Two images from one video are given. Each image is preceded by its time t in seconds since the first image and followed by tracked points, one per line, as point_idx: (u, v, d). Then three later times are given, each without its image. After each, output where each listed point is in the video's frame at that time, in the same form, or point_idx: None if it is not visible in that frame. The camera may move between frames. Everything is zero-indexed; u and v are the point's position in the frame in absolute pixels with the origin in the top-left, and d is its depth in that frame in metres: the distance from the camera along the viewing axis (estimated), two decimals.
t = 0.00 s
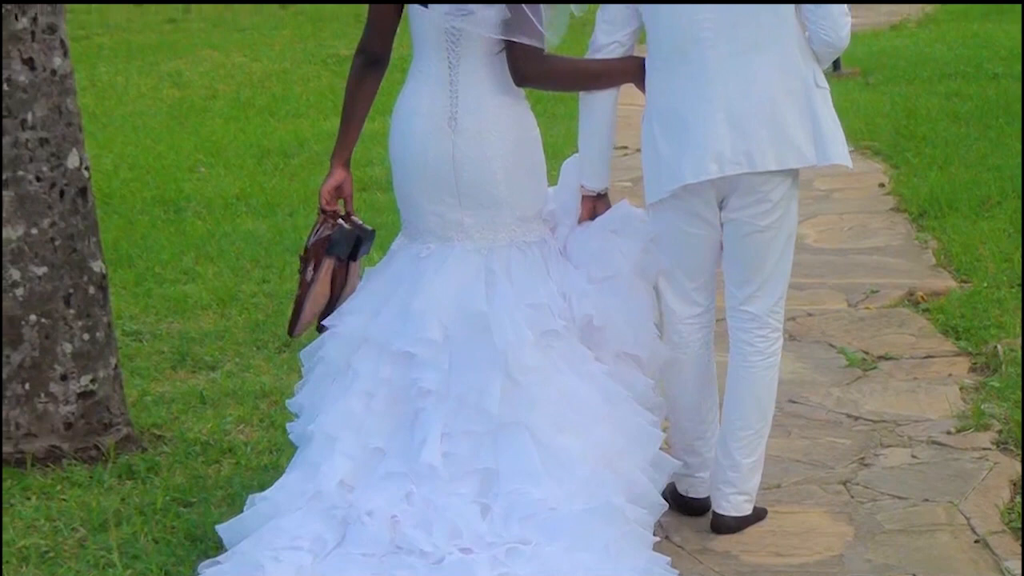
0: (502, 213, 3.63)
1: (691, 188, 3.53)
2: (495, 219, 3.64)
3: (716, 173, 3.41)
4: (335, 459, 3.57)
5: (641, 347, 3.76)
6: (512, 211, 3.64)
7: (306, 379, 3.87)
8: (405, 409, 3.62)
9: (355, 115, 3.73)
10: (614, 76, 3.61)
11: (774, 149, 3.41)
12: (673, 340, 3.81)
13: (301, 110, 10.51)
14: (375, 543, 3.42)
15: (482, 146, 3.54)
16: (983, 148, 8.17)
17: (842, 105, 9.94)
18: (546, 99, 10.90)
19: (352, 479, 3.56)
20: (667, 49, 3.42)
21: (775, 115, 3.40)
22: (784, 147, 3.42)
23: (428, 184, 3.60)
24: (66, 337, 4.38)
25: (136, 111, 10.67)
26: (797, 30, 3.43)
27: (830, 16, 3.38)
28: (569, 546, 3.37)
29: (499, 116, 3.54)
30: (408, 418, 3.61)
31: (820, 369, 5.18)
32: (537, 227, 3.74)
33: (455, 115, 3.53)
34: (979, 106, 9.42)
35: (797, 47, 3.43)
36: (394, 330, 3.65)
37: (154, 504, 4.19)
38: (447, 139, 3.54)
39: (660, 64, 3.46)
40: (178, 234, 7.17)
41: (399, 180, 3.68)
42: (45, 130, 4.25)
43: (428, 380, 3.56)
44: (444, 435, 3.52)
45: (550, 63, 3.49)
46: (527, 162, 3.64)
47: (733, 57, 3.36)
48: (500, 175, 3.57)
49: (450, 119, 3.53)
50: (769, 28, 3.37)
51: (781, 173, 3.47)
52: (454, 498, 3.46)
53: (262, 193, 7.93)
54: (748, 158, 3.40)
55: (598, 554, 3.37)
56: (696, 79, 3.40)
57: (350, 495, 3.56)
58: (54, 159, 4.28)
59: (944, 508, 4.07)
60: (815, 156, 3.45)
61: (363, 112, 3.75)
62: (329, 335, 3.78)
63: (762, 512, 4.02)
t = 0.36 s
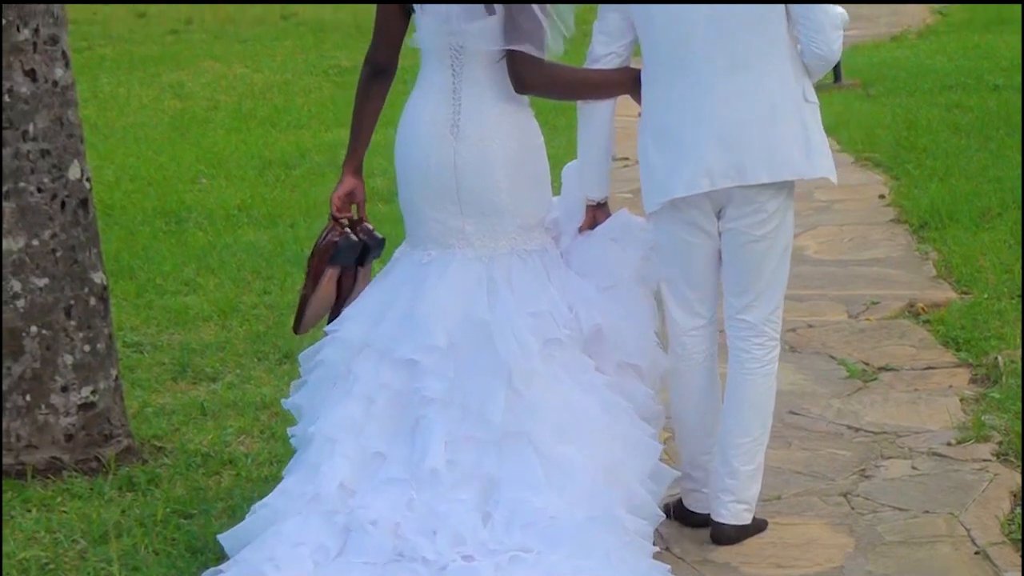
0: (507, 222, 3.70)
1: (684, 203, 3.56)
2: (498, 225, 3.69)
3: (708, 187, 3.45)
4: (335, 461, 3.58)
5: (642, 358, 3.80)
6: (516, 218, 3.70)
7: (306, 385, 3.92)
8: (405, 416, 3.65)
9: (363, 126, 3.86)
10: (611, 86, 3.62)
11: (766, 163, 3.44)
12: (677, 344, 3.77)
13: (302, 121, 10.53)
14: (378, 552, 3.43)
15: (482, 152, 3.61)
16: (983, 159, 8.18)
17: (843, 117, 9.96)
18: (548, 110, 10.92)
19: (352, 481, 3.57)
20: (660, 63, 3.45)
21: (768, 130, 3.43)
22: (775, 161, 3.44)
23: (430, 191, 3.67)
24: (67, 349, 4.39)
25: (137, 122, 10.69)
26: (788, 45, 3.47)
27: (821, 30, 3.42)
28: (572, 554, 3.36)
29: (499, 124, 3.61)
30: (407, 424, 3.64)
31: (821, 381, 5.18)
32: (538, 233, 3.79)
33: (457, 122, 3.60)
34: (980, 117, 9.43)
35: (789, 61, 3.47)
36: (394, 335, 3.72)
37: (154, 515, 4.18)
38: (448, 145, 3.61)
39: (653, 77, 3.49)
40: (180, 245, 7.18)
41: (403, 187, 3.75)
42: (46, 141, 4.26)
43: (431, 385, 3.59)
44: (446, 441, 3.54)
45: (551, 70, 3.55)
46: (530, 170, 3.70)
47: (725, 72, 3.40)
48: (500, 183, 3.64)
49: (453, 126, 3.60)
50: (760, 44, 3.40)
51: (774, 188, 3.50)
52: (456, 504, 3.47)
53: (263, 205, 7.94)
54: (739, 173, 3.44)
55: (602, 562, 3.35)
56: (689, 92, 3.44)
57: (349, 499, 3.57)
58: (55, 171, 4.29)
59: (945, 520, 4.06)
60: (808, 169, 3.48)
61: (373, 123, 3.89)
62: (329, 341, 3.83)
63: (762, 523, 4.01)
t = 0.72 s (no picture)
0: (511, 242, 3.72)
1: (668, 220, 3.61)
2: (501, 243, 3.71)
3: (695, 206, 3.50)
4: (336, 472, 3.60)
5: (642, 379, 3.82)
6: (518, 238, 3.72)
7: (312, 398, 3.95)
8: (406, 432, 3.66)
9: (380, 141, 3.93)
10: (608, 107, 3.62)
11: (751, 182, 3.47)
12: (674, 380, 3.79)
13: (301, 140, 10.56)
14: (377, 569, 3.43)
15: (485, 170, 3.62)
16: (981, 178, 8.20)
17: (842, 136, 9.98)
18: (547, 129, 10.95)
19: (352, 491, 3.59)
20: (649, 82, 3.52)
21: (752, 148, 3.47)
22: (759, 179, 3.47)
23: (433, 208, 3.69)
24: (65, 368, 4.39)
25: (137, 141, 10.72)
26: (773, 63, 3.49)
27: (804, 48, 3.42)
28: None
29: (502, 142, 3.63)
30: (407, 438, 3.65)
31: (819, 400, 5.18)
32: (540, 256, 3.81)
33: (461, 140, 3.62)
34: (978, 136, 9.45)
35: (773, 78, 3.49)
36: (397, 351, 3.72)
37: (152, 535, 4.18)
38: (451, 163, 3.63)
39: (642, 95, 3.55)
40: (179, 264, 7.20)
41: (409, 206, 3.77)
42: (45, 160, 4.27)
43: (432, 400, 3.60)
44: (446, 457, 3.55)
45: (553, 90, 3.56)
46: (535, 189, 3.72)
47: (711, 90, 3.46)
48: (502, 202, 3.66)
49: (457, 144, 3.63)
50: (745, 61, 3.44)
51: (759, 208, 3.54)
52: (456, 521, 3.48)
53: (262, 224, 7.96)
54: (724, 192, 3.48)
55: None
56: (678, 110, 3.51)
57: (349, 510, 3.58)
58: (54, 190, 4.30)
59: (942, 539, 4.06)
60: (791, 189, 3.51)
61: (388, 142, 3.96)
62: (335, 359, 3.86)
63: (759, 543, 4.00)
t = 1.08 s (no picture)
0: (513, 260, 3.73)
1: (654, 237, 3.65)
2: (504, 259, 3.72)
3: (681, 224, 3.54)
4: (337, 478, 3.61)
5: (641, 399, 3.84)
6: (521, 255, 3.73)
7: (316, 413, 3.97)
8: (408, 443, 3.67)
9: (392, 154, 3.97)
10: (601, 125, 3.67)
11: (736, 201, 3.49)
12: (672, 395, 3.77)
13: (297, 157, 10.58)
14: None
15: (488, 191, 3.63)
16: (975, 196, 8.23)
17: (837, 153, 10.01)
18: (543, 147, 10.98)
19: (353, 498, 3.60)
20: (638, 100, 3.55)
21: (740, 167, 3.49)
22: (740, 200, 3.50)
23: (436, 227, 3.70)
24: (61, 386, 4.39)
25: (133, 159, 10.74)
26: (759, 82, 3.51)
27: (790, 68, 3.45)
28: None
29: (505, 162, 3.64)
30: (407, 450, 3.66)
31: (814, 417, 5.19)
32: (543, 274, 3.81)
33: (464, 160, 3.64)
34: (973, 153, 9.48)
35: (760, 97, 3.51)
36: (401, 366, 3.74)
37: (146, 553, 4.18)
38: (454, 182, 3.64)
39: (632, 113, 3.59)
40: (175, 282, 7.20)
41: (414, 223, 3.79)
42: (41, 179, 4.28)
43: (433, 413, 3.61)
44: (446, 468, 3.56)
45: (557, 110, 3.57)
46: (539, 210, 3.72)
47: (699, 109, 3.48)
48: (504, 220, 3.66)
49: (460, 163, 3.64)
50: (732, 80, 3.46)
51: (746, 230, 3.57)
52: (454, 532, 3.48)
53: (258, 241, 7.97)
54: (709, 211, 3.51)
55: None
56: (669, 128, 3.53)
57: (349, 518, 3.59)
58: (49, 209, 4.31)
59: (937, 557, 4.06)
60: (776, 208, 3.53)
61: (401, 154, 4.01)
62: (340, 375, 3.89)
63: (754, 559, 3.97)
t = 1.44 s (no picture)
0: (512, 281, 3.76)
1: (635, 256, 3.67)
2: (503, 282, 3.76)
3: (662, 243, 3.58)
4: (339, 483, 3.70)
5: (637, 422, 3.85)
6: (522, 278, 3.76)
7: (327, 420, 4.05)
8: (410, 452, 3.73)
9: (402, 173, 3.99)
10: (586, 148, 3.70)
11: (717, 222, 3.52)
12: (661, 417, 3.77)
13: (288, 178, 10.60)
14: None
15: (485, 212, 3.65)
16: (965, 218, 8.26)
17: (827, 175, 10.04)
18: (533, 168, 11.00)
19: (354, 501, 3.68)
20: (621, 119, 3.58)
21: (720, 189, 3.52)
22: (723, 219, 3.52)
23: (437, 246, 3.74)
24: (50, 409, 4.38)
25: (123, 180, 10.74)
26: (740, 104, 3.53)
27: (770, 92, 3.46)
28: None
29: (504, 185, 3.66)
30: (410, 461, 3.73)
31: (805, 439, 5.19)
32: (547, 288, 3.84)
33: (462, 180, 3.66)
34: (962, 175, 9.52)
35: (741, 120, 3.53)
36: (404, 385, 3.83)
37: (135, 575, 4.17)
38: (452, 202, 3.67)
39: (615, 130, 3.61)
40: (165, 303, 7.20)
41: (418, 241, 3.81)
42: (31, 201, 4.29)
43: (434, 429, 3.68)
44: (445, 479, 3.62)
45: (554, 131, 3.60)
46: (538, 233, 3.74)
47: (681, 130, 3.51)
48: (502, 241, 3.68)
49: (458, 184, 3.67)
50: (714, 102, 3.48)
51: (730, 251, 3.60)
52: (452, 542, 3.54)
53: (249, 262, 7.97)
54: (689, 228, 3.54)
55: None
56: (656, 147, 3.55)
57: (350, 520, 3.68)
58: (39, 231, 4.31)
59: None
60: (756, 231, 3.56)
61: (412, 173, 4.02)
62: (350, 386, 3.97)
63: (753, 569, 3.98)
